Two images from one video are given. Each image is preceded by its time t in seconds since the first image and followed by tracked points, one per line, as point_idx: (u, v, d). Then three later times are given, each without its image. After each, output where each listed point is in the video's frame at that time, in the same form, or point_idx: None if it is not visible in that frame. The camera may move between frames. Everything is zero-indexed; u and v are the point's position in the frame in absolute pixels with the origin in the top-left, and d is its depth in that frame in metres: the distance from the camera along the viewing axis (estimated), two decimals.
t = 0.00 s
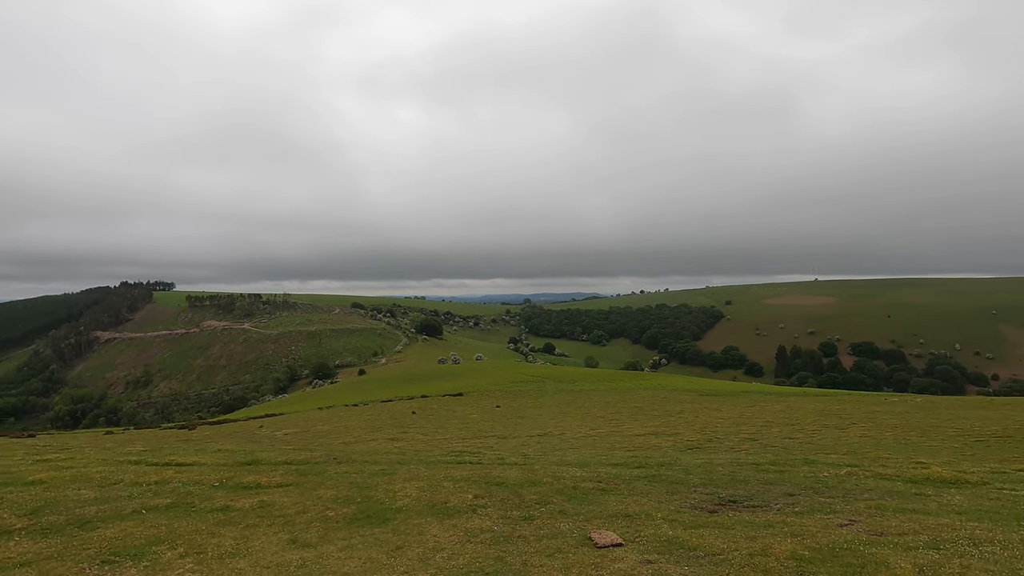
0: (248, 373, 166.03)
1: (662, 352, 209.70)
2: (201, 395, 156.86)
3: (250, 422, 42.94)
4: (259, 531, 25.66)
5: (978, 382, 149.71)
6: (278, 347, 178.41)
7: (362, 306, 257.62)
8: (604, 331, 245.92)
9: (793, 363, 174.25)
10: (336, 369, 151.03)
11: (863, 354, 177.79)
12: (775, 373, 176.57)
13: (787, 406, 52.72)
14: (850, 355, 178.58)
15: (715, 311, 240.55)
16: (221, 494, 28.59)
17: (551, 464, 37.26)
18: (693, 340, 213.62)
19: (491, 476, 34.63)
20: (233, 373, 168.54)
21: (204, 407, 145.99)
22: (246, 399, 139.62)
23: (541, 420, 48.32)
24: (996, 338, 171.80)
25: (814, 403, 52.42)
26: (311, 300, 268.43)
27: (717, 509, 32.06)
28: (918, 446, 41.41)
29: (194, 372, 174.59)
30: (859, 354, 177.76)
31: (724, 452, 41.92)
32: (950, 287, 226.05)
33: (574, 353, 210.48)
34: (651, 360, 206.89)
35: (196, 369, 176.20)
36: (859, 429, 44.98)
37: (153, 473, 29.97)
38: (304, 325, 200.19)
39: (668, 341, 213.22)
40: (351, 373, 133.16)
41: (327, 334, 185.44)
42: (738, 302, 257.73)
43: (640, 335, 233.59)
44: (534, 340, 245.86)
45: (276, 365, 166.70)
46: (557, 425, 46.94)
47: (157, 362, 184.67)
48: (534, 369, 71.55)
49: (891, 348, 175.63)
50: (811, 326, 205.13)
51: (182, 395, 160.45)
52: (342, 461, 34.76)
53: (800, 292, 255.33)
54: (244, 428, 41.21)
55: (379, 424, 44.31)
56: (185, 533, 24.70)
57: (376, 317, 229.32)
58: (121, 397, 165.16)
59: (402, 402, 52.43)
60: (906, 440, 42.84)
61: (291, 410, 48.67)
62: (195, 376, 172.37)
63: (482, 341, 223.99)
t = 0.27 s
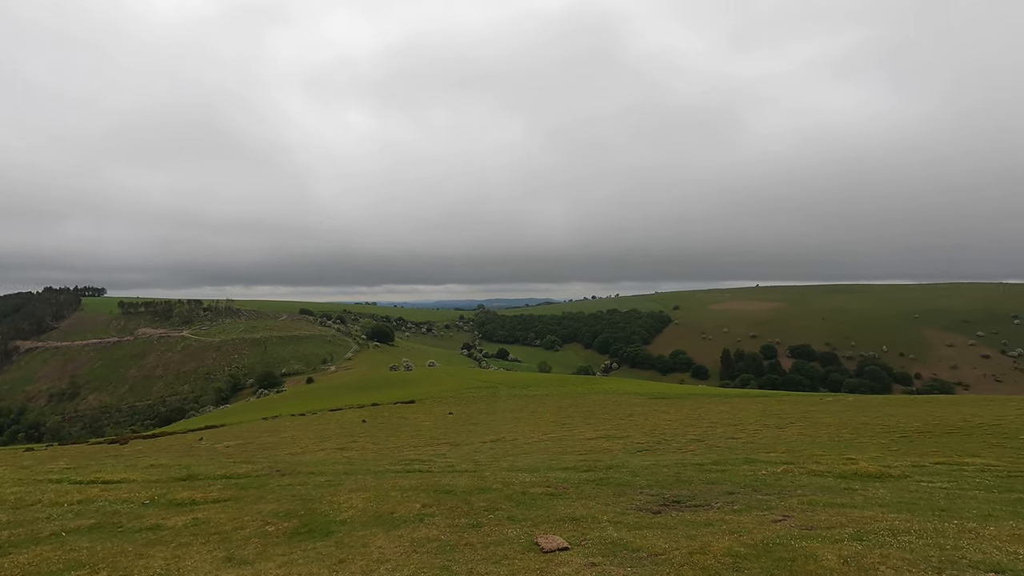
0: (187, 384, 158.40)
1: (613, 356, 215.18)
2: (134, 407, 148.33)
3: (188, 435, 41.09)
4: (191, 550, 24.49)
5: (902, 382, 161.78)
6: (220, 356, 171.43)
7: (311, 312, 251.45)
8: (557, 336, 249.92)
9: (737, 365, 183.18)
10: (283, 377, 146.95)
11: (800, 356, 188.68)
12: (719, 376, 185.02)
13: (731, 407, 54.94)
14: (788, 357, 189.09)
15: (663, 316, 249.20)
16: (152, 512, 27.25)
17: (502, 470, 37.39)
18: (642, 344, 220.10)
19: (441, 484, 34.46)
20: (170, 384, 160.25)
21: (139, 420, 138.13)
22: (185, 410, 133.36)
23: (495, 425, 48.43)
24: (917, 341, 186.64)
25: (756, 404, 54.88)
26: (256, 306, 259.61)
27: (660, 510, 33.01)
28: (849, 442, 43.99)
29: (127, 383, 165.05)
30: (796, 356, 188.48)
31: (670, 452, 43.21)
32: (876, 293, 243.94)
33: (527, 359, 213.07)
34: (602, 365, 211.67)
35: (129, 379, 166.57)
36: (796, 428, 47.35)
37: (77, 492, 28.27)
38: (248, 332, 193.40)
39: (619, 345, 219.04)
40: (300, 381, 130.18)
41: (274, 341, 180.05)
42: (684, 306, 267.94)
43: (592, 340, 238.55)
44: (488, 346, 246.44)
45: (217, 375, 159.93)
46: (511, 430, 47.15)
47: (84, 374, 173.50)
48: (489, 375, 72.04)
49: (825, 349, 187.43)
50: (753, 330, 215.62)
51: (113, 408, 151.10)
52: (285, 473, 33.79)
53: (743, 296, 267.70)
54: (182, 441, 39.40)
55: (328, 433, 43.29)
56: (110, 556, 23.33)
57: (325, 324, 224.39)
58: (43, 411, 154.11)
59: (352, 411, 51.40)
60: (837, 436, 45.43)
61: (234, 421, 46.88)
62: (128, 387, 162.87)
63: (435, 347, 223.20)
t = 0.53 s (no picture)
0: (99, 395, 146.79)
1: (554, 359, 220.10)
2: (36, 423, 135.74)
3: (99, 451, 38.49)
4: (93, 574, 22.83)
5: (818, 379, 176.01)
6: (137, 365, 160.53)
7: (240, 318, 241.09)
8: (498, 340, 252.75)
9: (670, 366, 192.42)
10: (209, 387, 140.79)
11: (728, 357, 201.24)
12: (654, 377, 193.61)
13: (665, 408, 57.18)
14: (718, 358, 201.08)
15: (600, 319, 258.20)
16: (50, 536, 25.37)
17: (437, 477, 37.19)
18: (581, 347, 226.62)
19: (372, 493, 33.90)
20: (79, 397, 147.66)
21: (42, 436, 126.80)
22: (97, 425, 124.26)
23: (434, 432, 48.15)
24: (832, 342, 204.45)
25: (688, 404, 57.43)
26: (178, 312, 245.24)
27: (591, 510, 33.88)
28: (769, 438, 46.85)
29: (29, 396, 151.07)
30: (725, 357, 200.82)
31: (606, 452, 44.32)
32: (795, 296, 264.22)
33: (468, 364, 214.35)
34: (543, 368, 216.23)
35: (30, 392, 152.33)
36: (723, 426, 49.92)
37: None
38: (170, 339, 182.59)
39: (559, 349, 224.90)
40: (226, 390, 125.25)
41: (199, 348, 171.59)
42: (621, 310, 278.44)
43: (533, 343, 242.96)
44: (429, 351, 245.71)
45: (134, 385, 149.67)
46: (450, 436, 47.04)
47: None
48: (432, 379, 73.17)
49: (751, 351, 201.28)
50: (685, 333, 227.77)
51: (10, 424, 137.45)
52: (205, 488, 32.28)
53: (679, 300, 280.99)
54: (91, 458, 36.86)
55: (258, 444, 41.77)
56: None
57: (256, 330, 216.16)
58: None
59: (283, 420, 49.70)
60: (759, 433, 48.28)
61: (152, 435, 44.26)
62: (28, 401, 148.86)
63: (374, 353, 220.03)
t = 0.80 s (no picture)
0: None
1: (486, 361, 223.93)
2: None
3: None
4: None
5: (734, 377, 191.06)
6: (25, 374, 145.11)
7: (149, 322, 225.61)
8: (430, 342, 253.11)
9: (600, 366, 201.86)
10: (112, 398, 132.38)
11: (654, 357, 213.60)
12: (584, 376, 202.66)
13: (595, 407, 59.04)
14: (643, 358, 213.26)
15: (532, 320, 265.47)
16: None
17: (362, 484, 36.49)
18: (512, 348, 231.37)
19: (290, 504, 32.80)
20: None
21: None
22: None
23: (363, 437, 47.18)
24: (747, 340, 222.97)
25: (616, 403, 59.64)
26: (75, 315, 225.40)
27: (516, 510, 34.35)
28: (690, 433, 49.40)
29: None
30: (651, 357, 212.90)
31: (536, 452, 45.04)
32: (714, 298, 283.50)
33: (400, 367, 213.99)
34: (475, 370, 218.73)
35: None
36: (648, 423, 52.16)
37: None
38: (67, 345, 167.31)
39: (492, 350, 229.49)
40: (131, 400, 118.61)
41: (102, 355, 159.37)
42: (553, 311, 286.88)
43: (465, 345, 245.42)
44: (358, 354, 242.42)
45: (21, 396, 135.61)
46: (380, 442, 46.28)
47: None
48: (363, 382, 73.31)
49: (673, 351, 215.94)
50: (614, 334, 239.61)
51: None
52: (102, 508, 30.24)
53: (610, 301, 292.42)
54: None
55: (170, 457, 39.51)
56: None
57: (167, 334, 203.29)
58: None
59: (198, 431, 47.33)
60: (681, 429, 50.86)
61: (44, 451, 40.95)
62: None
63: (299, 358, 213.85)
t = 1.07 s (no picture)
0: None
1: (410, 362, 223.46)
2: None
3: None
4: None
5: (651, 373, 203.57)
6: None
7: (24, 325, 202.86)
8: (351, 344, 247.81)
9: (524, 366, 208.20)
10: None
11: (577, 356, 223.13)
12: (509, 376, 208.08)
13: (519, 406, 60.33)
14: (566, 356, 222.15)
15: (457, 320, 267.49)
16: None
17: (272, 494, 35.24)
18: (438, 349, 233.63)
19: (190, 519, 31.09)
20: None
21: None
22: None
23: (278, 445, 45.53)
24: (662, 339, 238.08)
25: (540, 402, 61.34)
26: None
27: (434, 512, 34.32)
28: (608, 429, 51.62)
29: None
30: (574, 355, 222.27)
31: (459, 453, 45.28)
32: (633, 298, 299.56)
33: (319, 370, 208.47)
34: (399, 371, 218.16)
35: None
36: (570, 420, 53.99)
37: None
38: None
39: (416, 351, 229.41)
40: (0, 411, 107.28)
41: None
42: (477, 311, 290.55)
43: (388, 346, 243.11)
44: (274, 357, 232.64)
45: None
46: (296, 448, 44.84)
47: None
48: (281, 388, 70.79)
49: (594, 349, 226.19)
50: (537, 334, 247.75)
51: None
52: None
53: (535, 301, 300.25)
54: None
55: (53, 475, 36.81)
56: None
57: (48, 338, 183.74)
58: None
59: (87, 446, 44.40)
60: (600, 424, 53.08)
61: None
62: None
63: (206, 362, 201.94)
